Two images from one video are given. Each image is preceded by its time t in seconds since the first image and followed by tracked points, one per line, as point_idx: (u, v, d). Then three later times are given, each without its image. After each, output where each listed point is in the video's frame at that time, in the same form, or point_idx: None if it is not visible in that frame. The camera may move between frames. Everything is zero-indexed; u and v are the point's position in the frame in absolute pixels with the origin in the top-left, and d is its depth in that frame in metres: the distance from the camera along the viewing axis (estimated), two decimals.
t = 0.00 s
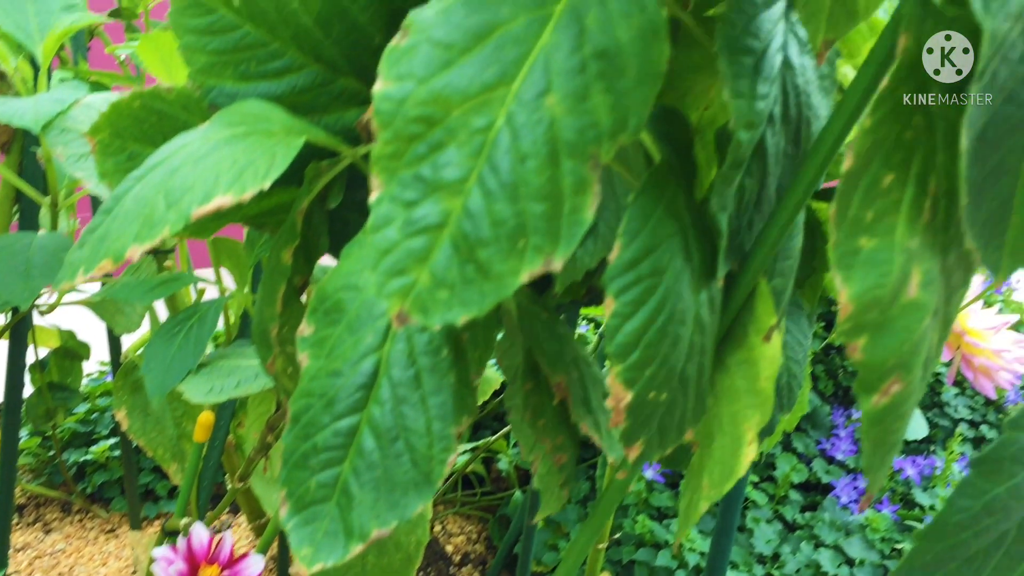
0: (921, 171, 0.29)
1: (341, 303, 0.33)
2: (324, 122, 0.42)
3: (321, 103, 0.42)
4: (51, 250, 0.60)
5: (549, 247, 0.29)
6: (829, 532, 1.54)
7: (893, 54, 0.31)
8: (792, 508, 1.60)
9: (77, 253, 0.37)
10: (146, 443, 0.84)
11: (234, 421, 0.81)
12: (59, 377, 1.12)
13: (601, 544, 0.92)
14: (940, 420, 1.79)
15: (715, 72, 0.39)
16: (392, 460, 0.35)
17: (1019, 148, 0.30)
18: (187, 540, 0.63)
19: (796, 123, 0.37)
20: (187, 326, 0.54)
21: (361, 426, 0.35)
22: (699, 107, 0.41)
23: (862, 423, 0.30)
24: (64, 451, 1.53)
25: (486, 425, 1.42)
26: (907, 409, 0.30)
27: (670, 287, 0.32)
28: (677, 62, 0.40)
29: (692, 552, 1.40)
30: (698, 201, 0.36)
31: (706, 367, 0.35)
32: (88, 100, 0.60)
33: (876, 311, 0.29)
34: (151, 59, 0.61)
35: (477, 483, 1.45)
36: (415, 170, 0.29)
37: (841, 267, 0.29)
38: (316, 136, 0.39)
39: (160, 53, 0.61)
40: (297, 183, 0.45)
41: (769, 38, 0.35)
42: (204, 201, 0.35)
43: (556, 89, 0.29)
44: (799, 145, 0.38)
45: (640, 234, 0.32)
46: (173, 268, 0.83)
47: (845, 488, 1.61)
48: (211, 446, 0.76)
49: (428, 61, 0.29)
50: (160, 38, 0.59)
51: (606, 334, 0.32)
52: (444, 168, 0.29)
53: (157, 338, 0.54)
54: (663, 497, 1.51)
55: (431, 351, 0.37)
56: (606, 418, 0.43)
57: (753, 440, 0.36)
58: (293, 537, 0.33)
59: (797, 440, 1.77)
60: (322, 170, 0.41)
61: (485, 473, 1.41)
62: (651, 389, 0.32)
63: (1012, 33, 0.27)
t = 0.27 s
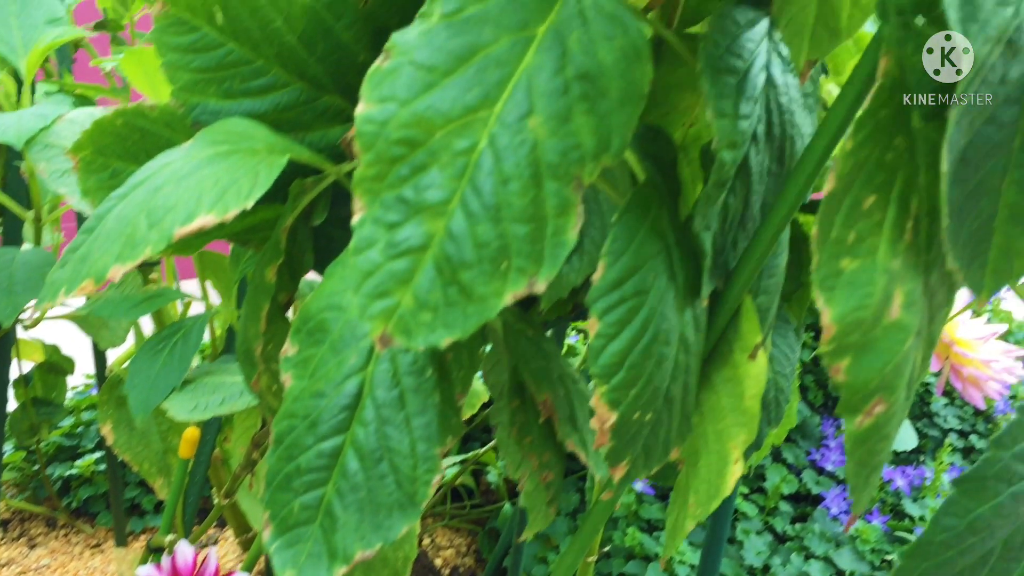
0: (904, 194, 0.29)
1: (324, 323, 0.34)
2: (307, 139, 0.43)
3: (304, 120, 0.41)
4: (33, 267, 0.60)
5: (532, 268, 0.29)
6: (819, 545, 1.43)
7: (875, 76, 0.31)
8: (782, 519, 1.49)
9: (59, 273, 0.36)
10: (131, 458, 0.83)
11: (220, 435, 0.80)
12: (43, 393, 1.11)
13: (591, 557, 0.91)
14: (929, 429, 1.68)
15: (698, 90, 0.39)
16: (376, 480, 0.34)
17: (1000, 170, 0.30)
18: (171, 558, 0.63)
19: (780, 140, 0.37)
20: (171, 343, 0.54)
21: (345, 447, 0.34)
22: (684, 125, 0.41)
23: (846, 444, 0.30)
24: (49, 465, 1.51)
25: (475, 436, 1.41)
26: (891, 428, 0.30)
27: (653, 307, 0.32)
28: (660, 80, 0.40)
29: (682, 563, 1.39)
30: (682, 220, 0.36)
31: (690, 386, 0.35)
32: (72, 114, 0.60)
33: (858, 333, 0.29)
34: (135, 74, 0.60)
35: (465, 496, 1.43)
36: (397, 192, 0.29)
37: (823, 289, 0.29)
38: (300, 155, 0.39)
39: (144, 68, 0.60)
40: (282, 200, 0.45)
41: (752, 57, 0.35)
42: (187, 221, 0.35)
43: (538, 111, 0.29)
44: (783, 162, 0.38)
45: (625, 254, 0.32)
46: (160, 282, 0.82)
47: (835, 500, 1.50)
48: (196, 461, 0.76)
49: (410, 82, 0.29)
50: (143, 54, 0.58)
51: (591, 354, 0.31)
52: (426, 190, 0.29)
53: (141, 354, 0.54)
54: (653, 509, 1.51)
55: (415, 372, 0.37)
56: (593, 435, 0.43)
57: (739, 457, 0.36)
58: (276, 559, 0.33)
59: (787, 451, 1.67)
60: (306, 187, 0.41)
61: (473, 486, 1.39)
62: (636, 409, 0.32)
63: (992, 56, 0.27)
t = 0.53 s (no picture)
0: (875, 225, 0.29)
1: (299, 352, 0.33)
2: (283, 165, 0.43)
3: (280, 146, 0.42)
4: (10, 289, 0.60)
5: (505, 299, 0.29)
6: (802, 562, 1.35)
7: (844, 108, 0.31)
8: (766, 535, 1.42)
9: (30, 302, 0.36)
10: (109, 478, 0.82)
11: (199, 455, 0.79)
12: (20, 414, 1.10)
13: None
14: (912, 444, 1.61)
15: (671, 116, 0.39)
16: (351, 511, 0.34)
17: (970, 199, 0.30)
18: None
19: (755, 167, 0.37)
20: (147, 367, 0.53)
21: (319, 477, 0.34)
22: (659, 150, 0.40)
23: (819, 474, 0.30)
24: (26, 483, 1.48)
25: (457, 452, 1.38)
26: (864, 458, 0.30)
27: (628, 335, 0.32)
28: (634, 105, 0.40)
29: None
30: (658, 247, 0.36)
31: (666, 415, 0.35)
32: (50, 137, 0.59)
33: (829, 363, 0.29)
34: (112, 99, 0.59)
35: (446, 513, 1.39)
36: (370, 224, 0.29)
37: (795, 320, 0.29)
38: (275, 182, 0.39)
39: (120, 93, 0.59)
40: (259, 225, 0.45)
41: (726, 85, 0.35)
42: (160, 251, 0.34)
43: (511, 143, 0.29)
44: (759, 188, 0.38)
45: (598, 284, 0.32)
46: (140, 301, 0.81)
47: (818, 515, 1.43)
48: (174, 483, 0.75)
49: (383, 115, 0.29)
50: (119, 77, 0.56)
51: (565, 384, 0.31)
52: (399, 222, 0.29)
53: (117, 379, 0.53)
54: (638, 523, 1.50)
55: (390, 402, 0.37)
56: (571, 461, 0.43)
57: (714, 484, 0.36)
58: None
59: (770, 466, 1.60)
60: (282, 213, 0.41)
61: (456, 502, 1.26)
62: (611, 439, 0.32)
63: (959, 89, 0.28)
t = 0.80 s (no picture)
0: (851, 248, 0.30)
1: (281, 374, 0.33)
2: (266, 184, 0.42)
3: (264, 165, 0.41)
4: None
5: (485, 323, 0.29)
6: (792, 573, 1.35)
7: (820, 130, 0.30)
8: (755, 546, 1.42)
9: (11, 323, 0.36)
10: (95, 493, 0.82)
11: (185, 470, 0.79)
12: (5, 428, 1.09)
13: None
14: (899, 454, 1.61)
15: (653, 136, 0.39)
16: (333, 533, 0.34)
17: (946, 222, 0.30)
18: None
19: (736, 187, 0.37)
20: (132, 386, 0.53)
21: (301, 499, 0.34)
22: (641, 168, 0.40)
23: (799, 496, 0.30)
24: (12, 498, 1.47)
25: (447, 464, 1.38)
26: (843, 479, 0.30)
27: (609, 357, 0.33)
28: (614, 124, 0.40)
29: None
30: (639, 267, 0.36)
31: (649, 435, 0.35)
32: (36, 153, 0.59)
33: (808, 386, 0.29)
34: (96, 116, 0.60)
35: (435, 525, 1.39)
36: (350, 248, 0.29)
37: (773, 343, 0.29)
38: (257, 202, 0.39)
39: (103, 109, 0.59)
40: (243, 243, 0.45)
41: (706, 106, 0.35)
42: (141, 272, 0.34)
43: (490, 167, 0.29)
44: (740, 208, 0.38)
45: (579, 306, 0.32)
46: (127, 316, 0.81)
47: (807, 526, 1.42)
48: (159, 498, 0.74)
49: (363, 139, 0.29)
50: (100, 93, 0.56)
51: (546, 407, 0.32)
52: (379, 246, 0.29)
53: (101, 397, 0.53)
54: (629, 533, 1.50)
55: (372, 424, 0.37)
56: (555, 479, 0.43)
57: (697, 504, 0.36)
58: None
59: (759, 478, 1.60)
60: (266, 232, 0.41)
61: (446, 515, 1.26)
62: (592, 460, 0.32)
63: (934, 112, 0.28)
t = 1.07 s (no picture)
0: (820, 287, 0.30)
1: (257, 410, 0.32)
2: (245, 216, 0.43)
3: (242, 197, 0.42)
4: None
5: (459, 362, 0.29)
6: None
7: (789, 170, 0.31)
8: (740, 563, 1.42)
9: None
10: (76, 517, 0.81)
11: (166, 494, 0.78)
12: None
13: None
14: (882, 470, 1.62)
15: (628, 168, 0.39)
16: (309, 569, 0.34)
17: (914, 259, 0.31)
18: None
19: (709, 220, 0.38)
20: (110, 414, 0.53)
21: (278, 536, 0.34)
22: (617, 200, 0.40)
23: (771, 531, 0.31)
24: None
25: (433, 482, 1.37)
26: (815, 515, 0.31)
27: (584, 392, 0.33)
28: (590, 155, 0.41)
29: None
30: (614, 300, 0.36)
31: (624, 468, 0.35)
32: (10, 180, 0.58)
33: (778, 424, 0.29)
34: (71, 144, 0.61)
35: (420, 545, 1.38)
36: (324, 288, 0.29)
37: (743, 382, 0.29)
38: (235, 235, 0.39)
39: (80, 138, 0.61)
40: (221, 273, 0.45)
41: (679, 141, 0.36)
42: (117, 307, 0.34)
43: (463, 207, 0.30)
44: (713, 241, 0.38)
45: (553, 342, 0.33)
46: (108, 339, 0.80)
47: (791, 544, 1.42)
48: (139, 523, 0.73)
49: (336, 180, 0.29)
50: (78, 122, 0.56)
51: (521, 443, 0.32)
52: (353, 286, 0.29)
53: (79, 427, 0.52)
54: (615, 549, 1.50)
55: (348, 459, 0.37)
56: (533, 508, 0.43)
57: (673, 535, 0.36)
58: None
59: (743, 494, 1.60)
60: (244, 264, 0.41)
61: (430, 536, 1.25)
62: (567, 495, 0.33)
63: (899, 153, 0.28)
